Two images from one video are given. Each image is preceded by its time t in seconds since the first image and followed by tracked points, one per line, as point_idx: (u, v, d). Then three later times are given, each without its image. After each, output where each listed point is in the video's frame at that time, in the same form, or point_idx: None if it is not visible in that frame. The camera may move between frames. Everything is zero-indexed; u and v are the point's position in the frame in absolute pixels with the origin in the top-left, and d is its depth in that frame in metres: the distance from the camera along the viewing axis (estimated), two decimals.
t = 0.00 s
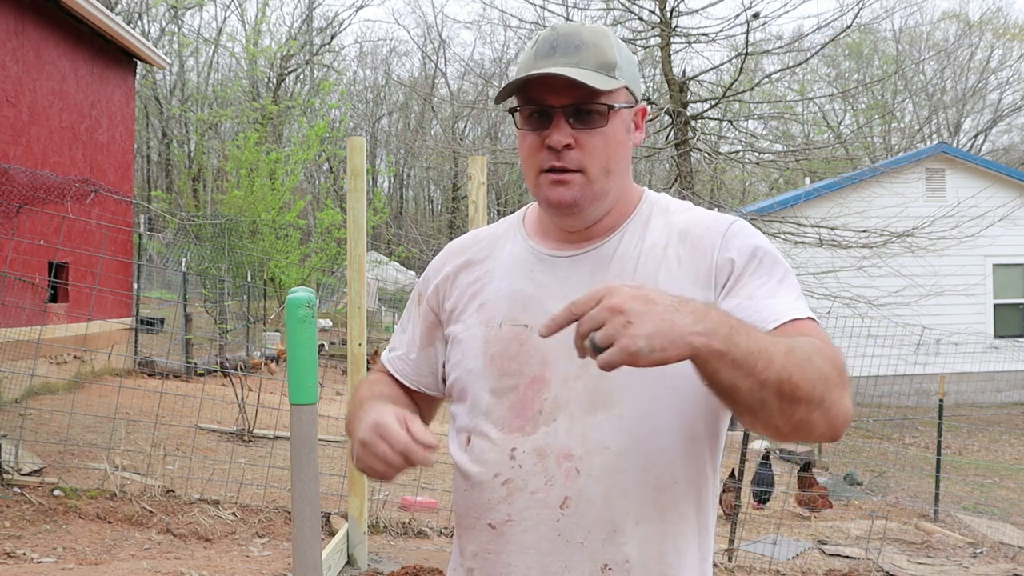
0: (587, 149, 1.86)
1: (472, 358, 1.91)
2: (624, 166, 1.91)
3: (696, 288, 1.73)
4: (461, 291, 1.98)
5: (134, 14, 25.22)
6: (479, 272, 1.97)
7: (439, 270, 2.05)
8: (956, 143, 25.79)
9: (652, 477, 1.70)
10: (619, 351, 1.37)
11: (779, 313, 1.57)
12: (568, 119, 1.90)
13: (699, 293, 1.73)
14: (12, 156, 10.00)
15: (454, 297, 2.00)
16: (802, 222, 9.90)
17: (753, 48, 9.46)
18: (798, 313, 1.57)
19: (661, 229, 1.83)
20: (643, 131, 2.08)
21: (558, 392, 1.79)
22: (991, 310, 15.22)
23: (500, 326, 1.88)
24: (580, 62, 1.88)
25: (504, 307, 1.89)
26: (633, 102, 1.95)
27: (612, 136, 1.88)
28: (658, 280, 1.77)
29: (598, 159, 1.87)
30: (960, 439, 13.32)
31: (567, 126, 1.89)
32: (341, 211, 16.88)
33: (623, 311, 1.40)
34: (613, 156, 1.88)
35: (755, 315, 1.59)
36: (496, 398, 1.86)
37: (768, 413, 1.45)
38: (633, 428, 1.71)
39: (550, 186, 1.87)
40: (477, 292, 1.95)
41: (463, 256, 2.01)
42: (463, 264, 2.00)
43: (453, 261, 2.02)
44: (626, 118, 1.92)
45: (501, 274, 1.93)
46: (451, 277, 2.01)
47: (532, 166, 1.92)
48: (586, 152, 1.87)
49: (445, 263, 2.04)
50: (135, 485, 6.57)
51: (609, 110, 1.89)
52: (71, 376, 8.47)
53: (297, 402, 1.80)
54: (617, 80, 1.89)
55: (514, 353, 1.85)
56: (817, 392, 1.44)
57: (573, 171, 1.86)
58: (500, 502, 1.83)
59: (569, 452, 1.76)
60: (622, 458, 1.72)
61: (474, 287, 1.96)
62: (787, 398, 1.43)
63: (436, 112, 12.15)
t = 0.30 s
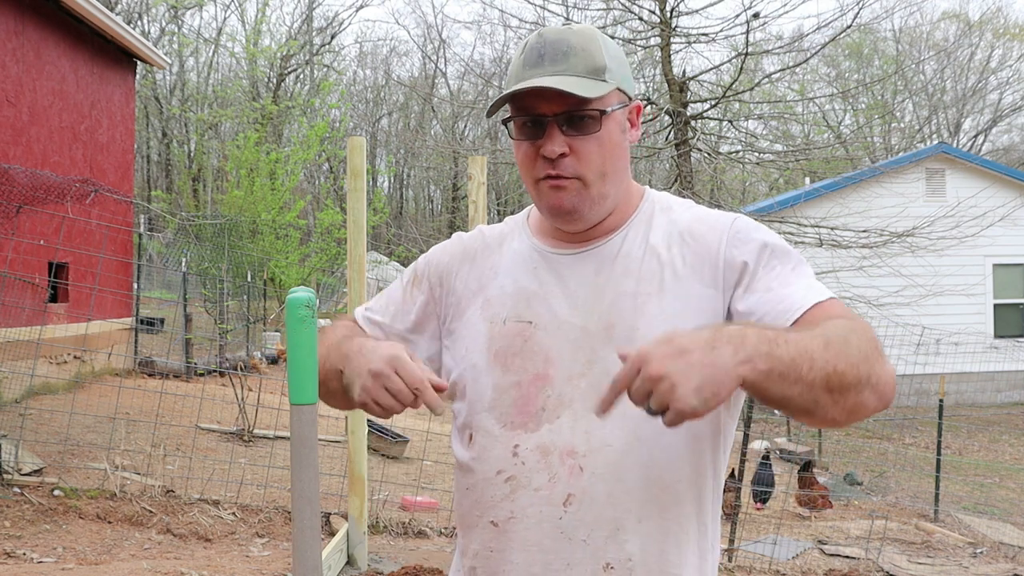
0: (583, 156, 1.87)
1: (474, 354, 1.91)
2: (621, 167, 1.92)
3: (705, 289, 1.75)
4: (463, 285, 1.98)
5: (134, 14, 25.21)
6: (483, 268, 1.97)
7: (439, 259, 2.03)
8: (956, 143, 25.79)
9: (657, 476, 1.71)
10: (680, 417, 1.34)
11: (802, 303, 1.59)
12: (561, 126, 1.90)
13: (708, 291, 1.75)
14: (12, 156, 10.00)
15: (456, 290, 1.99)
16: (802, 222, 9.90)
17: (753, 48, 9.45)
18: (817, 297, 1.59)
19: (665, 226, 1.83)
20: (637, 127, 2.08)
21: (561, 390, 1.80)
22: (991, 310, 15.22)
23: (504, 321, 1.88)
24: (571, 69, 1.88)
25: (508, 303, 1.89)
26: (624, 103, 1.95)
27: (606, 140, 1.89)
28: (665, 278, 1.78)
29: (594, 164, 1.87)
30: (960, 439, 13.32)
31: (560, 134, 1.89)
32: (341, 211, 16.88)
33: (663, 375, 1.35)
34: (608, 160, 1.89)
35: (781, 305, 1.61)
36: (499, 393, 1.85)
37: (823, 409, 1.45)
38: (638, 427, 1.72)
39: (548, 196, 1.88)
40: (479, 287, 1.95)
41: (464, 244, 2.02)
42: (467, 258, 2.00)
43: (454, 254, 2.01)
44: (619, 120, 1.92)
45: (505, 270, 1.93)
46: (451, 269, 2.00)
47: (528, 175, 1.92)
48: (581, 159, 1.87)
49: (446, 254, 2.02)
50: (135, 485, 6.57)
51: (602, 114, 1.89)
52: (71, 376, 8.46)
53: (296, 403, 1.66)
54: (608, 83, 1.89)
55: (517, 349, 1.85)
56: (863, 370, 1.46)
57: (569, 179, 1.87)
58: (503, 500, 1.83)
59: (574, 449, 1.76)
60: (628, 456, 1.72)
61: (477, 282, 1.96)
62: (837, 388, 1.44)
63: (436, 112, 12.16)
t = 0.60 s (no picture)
0: (581, 143, 1.86)
1: (475, 354, 1.91)
2: (620, 159, 1.91)
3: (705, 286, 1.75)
4: (460, 283, 1.97)
5: (134, 14, 25.21)
6: (483, 267, 1.97)
7: (438, 252, 2.02)
8: (956, 143, 25.79)
9: (660, 476, 1.71)
10: (714, 290, 1.44)
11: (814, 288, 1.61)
12: (562, 113, 1.89)
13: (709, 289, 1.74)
14: (12, 156, 10.00)
15: (455, 285, 1.97)
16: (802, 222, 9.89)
17: (753, 48, 9.46)
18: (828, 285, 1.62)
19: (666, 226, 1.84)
20: (639, 127, 2.07)
21: (562, 390, 1.80)
22: (991, 309, 15.21)
23: (505, 322, 1.88)
24: (571, 57, 1.89)
25: (508, 304, 1.90)
26: (626, 97, 1.95)
27: (606, 129, 1.88)
28: (665, 276, 1.77)
29: (593, 153, 1.86)
30: (960, 439, 13.32)
31: (560, 121, 1.88)
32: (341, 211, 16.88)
33: (720, 250, 1.45)
34: (608, 150, 1.87)
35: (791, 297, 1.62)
36: (500, 394, 1.86)
37: (849, 360, 1.55)
38: (641, 428, 1.72)
39: (546, 184, 1.86)
40: (479, 286, 1.95)
41: (463, 242, 2.01)
42: (464, 253, 1.99)
43: (452, 250, 2.01)
44: (620, 111, 1.92)
45: (505, 270, 1.93)
46: (448, 265, 1.99)
47: (527, 163, 1.91)
48: (579, 146, 1.86)
49: (446, 248, 2.01)
50: (135, 485, 6.57)
51: (602, 103, 1.89)
52: (71, 376, 8.46)
53: (297, 402, 1.66)
54: (609, 73, 1.89)
55: (518, 350, 1.85)
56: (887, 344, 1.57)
57: (568, 167, 1.86)
58: (505, 502, 1.82)
59: (575, 451, 1.76)
60: (630, 456, 1.72)
61: (477, 280, 1.96)
62: (865, 344, 1.54)
63: (435, 112, 12.17)
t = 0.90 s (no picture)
0: (579, 143, 1.86)
1: (474, 352, 1.91)
2: (619, 159, 1.91)
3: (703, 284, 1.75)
4: (461, 281, 1.98)
5: (134, 14, 25.22)
6: (481, 265, 1.97)
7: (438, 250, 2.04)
8: (956, 143, 25.78)
9: (658, 472, 1.71)
10: (719, 295, 1.42)
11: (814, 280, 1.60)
12: (559, 113, 1.89)
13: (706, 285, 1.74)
14: (12, 156, 10.00)
15: (454, 284, 1.99)
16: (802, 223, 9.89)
17: (753, 48, 9.45)
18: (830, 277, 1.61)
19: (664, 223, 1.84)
20: (637, 128, 2.07)
21: (560, 387, 1.80)
22: (991, 309, 15.21)
23: (503, 320, 1.88)
24: (568, 58, 1.89)
25: (507, 303, 1.90)
26: (624, 97, 1.95)
27: (604, 129, 1.88)
28: (663, 273, 1.78)
29: (591, 153, 1.87)
30: (960, 439, 13.32)
31: (558, 122, 1.89)
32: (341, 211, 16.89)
33: (725, 253, 1.42)
34: (606, 150, 1.88)
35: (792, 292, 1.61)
36: (498, 392, 1.86)
37: (862, 351, 1.55)
38: (639, 425, 1.72)
39: (543, 185, 1.87)
40: (478, 285, 1.96)
41: (464, 240, 2.02)
42: (462, 252, 2.00)
43: (451, 249, 2.02)
44: (618, 111, 1.92)
45: (503, 269, 1.94)
46: (450, 262, 2.00)
47: (526, 164, 1.91)
48: (578, 146, 1.86)
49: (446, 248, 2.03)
50: (135, 485, 6.57)
51: (600, 103, 1.89)
52: (71, 376, 8.47)
53: (297, 402, 1.65)
54: (606, 74, 1.90)
55: (516, 348, 1.85)
56: (899, 325, 1.56)
57: (566, 167, 1.86)
58: (503, 499, 1.82)
59: (574, 447, 1.76)
60: (629, 452, 1.72)
61: (476, 278, 1.96)
62: (877, 332, 1.53)
63: (435, 112, 12.17)
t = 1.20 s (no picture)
0: (574, 140, 1.86)
1: (471, 352, 1.91)
2: (613, 156, 1.91)
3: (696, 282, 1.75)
4: (458, 281, 1.99)
5: (134, 14, 25.23)
6: (478, 265, 1.97)
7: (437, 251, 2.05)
8: (956, 143, 25.77)
9: (655, 472, 1.71)
10: (696, 267, 1.47)
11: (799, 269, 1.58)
12: (554, 111, 1.89)
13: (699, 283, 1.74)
14: (12, 156, 10.00)
15: (452, 284, 1.99)
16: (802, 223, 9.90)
17: (753, 48, 9.45)
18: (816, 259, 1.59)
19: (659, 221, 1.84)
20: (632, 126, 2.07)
21: (557, 388, 1.80)
22: (991, 309, 15.21)
23: (500, 321, 1.88)
24: (563, 55, 1.89)
25: (504, 304, 1.90)
26: (619, 95, 1.95)
27: (599, 127, 1.88)
28: (658, 272, 1.78)
29: (587, 150, 1.87)
30: (960, 439, 13.33)
31: (553, 119, 1.89)
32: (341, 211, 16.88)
33: (703, 227, 1.49)
34: (601, 146, 1.88)
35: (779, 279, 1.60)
36: (496, 392, 1.86)
37: (847, 335, 1.52)
38: (635, 426, 1.72)
39: (540, 183, 1.86)
40: (475, 286, 1.96)
41: (463, 241, 2.02)
42: (459, 252, 2.01)
43: (449, 249, 2.03)
44: (613, 109, 1.92)
45: (501, 270, 1.94)
46: (448, 262, 2.01)
47: (522, 162, 1.91)
48: (574, 143, 1.86)
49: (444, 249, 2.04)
50: (135, 485, 6.57)
51: (595, 101, 1.89)
52: (71, 376, 8.47)
53: (296, 402, 1.65)
54: (601, 72, 1.90)
55: (514, 349, 1.85)
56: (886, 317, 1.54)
57: (562, 165, 1.86)
58: (501, 499, 1.82)
59: (571, 448, 1.76)
60: (625, 453, 1.72)
61: (473, 279, 1.97)
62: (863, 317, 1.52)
63: (435, 112, 12.17)
